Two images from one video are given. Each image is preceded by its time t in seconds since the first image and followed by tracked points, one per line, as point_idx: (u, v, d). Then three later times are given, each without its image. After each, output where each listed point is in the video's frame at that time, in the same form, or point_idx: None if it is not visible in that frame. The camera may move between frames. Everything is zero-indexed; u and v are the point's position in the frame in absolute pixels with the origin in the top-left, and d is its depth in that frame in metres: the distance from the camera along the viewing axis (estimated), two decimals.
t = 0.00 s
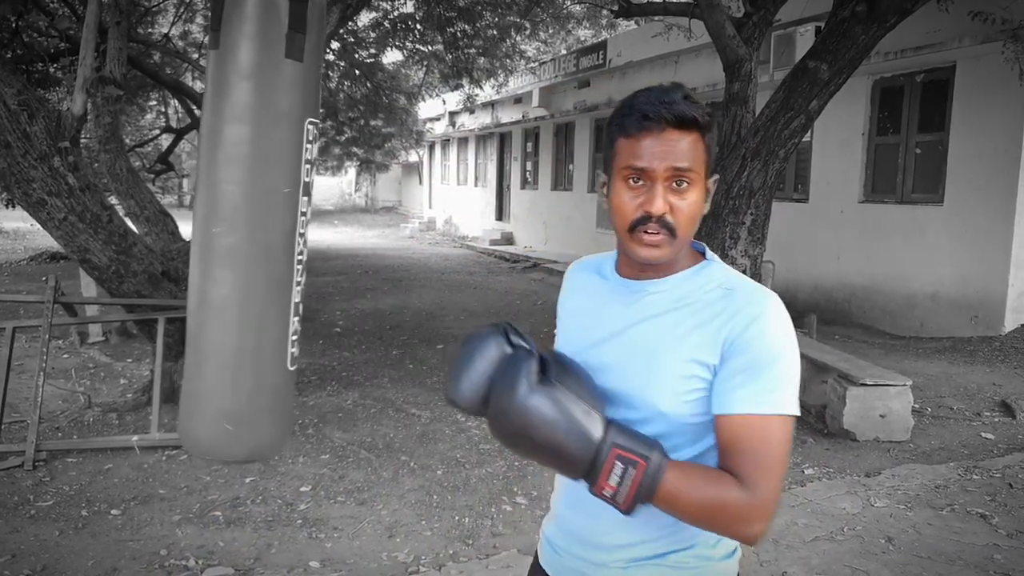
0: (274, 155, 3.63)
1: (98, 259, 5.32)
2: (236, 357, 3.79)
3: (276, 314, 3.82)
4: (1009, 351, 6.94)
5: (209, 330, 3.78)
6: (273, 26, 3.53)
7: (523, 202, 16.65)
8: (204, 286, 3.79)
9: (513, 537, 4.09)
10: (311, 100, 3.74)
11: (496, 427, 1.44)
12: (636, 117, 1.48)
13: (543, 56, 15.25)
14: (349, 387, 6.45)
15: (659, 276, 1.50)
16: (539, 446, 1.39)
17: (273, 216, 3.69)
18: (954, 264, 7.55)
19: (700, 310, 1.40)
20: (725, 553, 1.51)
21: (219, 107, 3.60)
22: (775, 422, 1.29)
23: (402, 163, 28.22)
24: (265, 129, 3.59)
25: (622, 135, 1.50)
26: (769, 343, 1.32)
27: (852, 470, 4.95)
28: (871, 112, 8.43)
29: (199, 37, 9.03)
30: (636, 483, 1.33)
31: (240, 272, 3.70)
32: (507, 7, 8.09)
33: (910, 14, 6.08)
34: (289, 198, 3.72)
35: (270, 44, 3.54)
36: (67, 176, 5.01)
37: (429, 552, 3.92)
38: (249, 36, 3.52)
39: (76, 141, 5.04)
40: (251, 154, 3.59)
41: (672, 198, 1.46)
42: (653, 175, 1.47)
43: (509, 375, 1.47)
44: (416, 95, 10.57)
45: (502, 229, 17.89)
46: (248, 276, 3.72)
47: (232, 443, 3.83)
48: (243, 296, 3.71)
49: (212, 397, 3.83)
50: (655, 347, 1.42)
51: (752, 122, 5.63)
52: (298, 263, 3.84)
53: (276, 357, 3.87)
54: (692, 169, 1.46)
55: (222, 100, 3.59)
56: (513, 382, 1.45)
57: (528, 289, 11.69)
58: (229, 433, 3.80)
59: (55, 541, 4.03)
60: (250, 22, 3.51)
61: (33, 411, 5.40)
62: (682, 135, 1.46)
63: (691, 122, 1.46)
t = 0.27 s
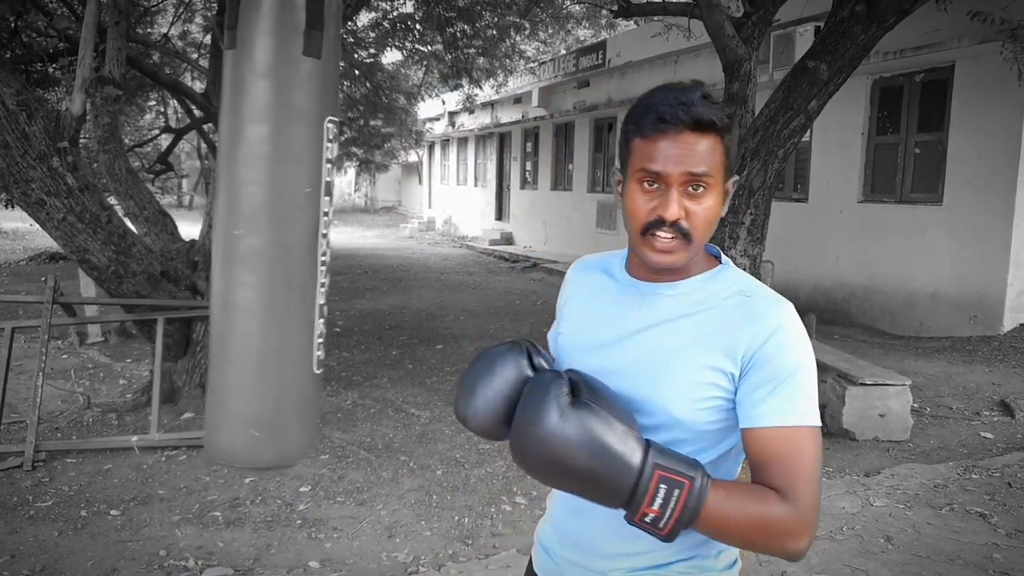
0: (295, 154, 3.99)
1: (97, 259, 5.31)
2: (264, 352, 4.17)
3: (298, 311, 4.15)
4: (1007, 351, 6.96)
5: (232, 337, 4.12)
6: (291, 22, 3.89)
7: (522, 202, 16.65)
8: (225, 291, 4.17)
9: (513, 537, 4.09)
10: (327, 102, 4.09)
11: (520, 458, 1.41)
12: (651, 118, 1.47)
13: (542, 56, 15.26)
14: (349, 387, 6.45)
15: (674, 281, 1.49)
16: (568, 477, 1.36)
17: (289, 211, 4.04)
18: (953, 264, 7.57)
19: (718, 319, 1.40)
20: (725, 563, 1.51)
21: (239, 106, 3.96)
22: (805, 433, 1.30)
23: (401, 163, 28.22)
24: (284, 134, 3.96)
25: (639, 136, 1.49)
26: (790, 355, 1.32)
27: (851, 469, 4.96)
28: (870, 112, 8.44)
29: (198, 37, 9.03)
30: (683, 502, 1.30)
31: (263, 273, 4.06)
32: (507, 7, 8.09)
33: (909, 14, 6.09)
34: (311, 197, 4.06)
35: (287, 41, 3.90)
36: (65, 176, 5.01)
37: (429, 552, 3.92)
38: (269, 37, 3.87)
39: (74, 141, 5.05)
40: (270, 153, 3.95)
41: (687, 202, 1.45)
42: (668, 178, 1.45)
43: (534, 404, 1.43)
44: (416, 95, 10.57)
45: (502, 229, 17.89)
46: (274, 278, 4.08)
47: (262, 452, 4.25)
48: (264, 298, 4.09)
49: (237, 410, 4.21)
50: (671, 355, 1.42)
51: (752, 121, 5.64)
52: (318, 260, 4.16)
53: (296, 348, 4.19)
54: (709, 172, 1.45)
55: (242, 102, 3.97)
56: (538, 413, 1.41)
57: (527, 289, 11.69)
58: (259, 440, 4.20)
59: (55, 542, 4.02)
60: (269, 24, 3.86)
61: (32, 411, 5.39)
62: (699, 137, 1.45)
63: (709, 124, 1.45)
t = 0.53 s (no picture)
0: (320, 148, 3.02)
1: (94, 259, 5.30)
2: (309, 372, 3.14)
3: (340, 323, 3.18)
4: (1004, 350, 6.97)
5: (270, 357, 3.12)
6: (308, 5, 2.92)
7: (520, 201, 16.65)
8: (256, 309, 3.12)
9: (511, 537, 4.09)
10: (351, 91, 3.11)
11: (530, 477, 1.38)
12: (646, 111, 1.47)
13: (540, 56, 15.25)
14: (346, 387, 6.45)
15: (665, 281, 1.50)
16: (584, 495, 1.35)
17: (317, 202, 3.05)
18: (950, 263, 7.58)
19: (710, 320, 1.41)
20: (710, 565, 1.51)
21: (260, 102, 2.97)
22: (794, 441, 1.35)
23: (399, 163, 28.21)
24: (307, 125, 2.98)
25: (632, 130, 1.49)
26: (784, 359, 1.35)
27: (849, 468, 4.97)
28: (867, 112, 8.44)
29: (195, 37, 9.01)
30: (699, 514, 1.33)
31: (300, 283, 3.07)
32: (505, 7, 8.09)
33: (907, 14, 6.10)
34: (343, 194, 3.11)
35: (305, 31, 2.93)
36: (62, 176, 5.00)
37: (427, 552, 3.92)
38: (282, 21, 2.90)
39: (71, 141, 5.05)
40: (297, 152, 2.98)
41: (678, 198, 1.46)
42: (660, 173, 1.46)
43: (542, 421, 1.40)
44: (414, 95, 10.57)
45: (499, 228, 17.88)
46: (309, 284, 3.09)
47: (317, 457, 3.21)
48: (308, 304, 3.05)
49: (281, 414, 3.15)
50: (663, 356, 1.42)
51: (750, 121, 5.64)
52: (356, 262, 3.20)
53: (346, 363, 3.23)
54: (701, 169, 1.46)
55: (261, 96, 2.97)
56: (548, 430, 1.39)
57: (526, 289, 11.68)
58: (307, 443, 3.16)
59: (52, 542, 4.01)
60: None
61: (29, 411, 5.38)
62: (693, 133, 1.46)
63: (704, 121, 1.46)
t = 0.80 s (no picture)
0: (341, 149, 3.41)
1: (93, 259, 5.29)
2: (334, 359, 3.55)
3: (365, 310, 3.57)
4: (1004, 349, 6.97)
5: (296, 341, 3.52)
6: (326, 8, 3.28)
7: (520, 200, 16.64)
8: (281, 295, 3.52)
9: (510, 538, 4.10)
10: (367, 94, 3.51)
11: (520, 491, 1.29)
12: (578, 108, 1.48)
13: (540, 55, 15.25)
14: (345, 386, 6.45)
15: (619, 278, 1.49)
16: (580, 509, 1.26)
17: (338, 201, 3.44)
18: (950, 262, 7.58)
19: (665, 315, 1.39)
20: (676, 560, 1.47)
21: (280, 103, 3.35)
22: (755, 436, 1.35)
23: (399, 162, 28.21)
24: (327, 124, 3.37)
25: (567, 129, 1.50)
26: (739, 351, 1.34)
27: (848, 468, 4.97)
28: (867, 111, 8.43)
29: (194, 36, 9.00)
30: (693, 511, 1.29)
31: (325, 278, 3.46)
32: (504, 6, 8.07)
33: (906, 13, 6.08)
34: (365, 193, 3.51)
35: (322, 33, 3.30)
36: (62, 175, 5.00)
37: (426, 552, 3.92)
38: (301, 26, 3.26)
39: (71, 141, 5.04)
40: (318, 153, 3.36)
41: (623, 185, 1.46)
42: (602, 163, 1.46)
43: (528, 429, 1.32)
44: (414, 95, 10.57)
45: (499, 227, 17.88)
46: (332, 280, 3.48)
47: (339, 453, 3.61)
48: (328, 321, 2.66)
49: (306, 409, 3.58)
50: (619, 355, 1.39)
51: (749, 121, 5.64)
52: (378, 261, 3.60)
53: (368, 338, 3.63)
54: (642, 153, 1.46)
55: (282, 98, 3.34)
56: (537, 441, 1.30)
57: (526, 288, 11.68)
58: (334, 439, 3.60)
59: (51, 541, 4.02)
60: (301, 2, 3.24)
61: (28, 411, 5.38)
62: (628, 121, 1.47)
63: (634, 108, 1.47)
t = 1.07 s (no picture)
0: (348, 147, 4.10)
1: (95, 258, 5.30)
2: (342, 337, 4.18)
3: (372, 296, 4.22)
4: (1006, 348, 6.96)
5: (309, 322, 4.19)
6: (330, 11, 3.94)
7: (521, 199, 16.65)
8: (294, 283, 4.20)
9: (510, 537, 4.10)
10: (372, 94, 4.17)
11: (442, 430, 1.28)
12: (512, 104, 1.43)
13: (542, 54, 15.25)
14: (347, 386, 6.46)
15: (558, 266, 1.44)
16: (503, 442, 1.24)
17: (346, 200, 4.12)
18: (952, 261, 7.56)
19: (603, 300, 1.36)
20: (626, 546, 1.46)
21: (291, 109, 4.03)
22: (702, 402, 1.28)
23: (401, 162, 28.24)
24: (334, 125, 4.05)
25: (501, 126, 1.45)
26: (677, 325, 1.30)
27: (849, 467, 4.96)
28: (869, 110, 8.40)
29: (195, 36, 9.01)
30: (629, 459, 1.22)
31: (336, 272, 4.15)
32: (505, 5, 8.07)
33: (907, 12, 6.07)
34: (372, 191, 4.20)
35: (328, 34, 3.97)
36: (63, 174, 5.01)
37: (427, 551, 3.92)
38: (308, 30, 3.92)
39: (72, 140, 5.07)
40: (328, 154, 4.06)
41: (558, 180, 1.42)
42: (537, 159, 1.41)
43: (453, 379, 1.32)
44: (415, 94, 10.57)
45: (501, 226, 17.89)
46: (341, 276, 4.16)
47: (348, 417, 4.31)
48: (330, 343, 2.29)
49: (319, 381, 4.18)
50: (556, 344, 1.35)
51: (750, 120, 5.63)
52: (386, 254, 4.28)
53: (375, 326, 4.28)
54: (575, 146, 1.42)
55: (291, 104, 4.04)
56: (460, 384, 1.30)
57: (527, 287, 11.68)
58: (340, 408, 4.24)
59: (54, 540, 4.03)
60: (308, 20, 3.91)
61: (30, 409, 5.40)
62: (561, 116, 1.42)
63: (568, 104, 1.42)
